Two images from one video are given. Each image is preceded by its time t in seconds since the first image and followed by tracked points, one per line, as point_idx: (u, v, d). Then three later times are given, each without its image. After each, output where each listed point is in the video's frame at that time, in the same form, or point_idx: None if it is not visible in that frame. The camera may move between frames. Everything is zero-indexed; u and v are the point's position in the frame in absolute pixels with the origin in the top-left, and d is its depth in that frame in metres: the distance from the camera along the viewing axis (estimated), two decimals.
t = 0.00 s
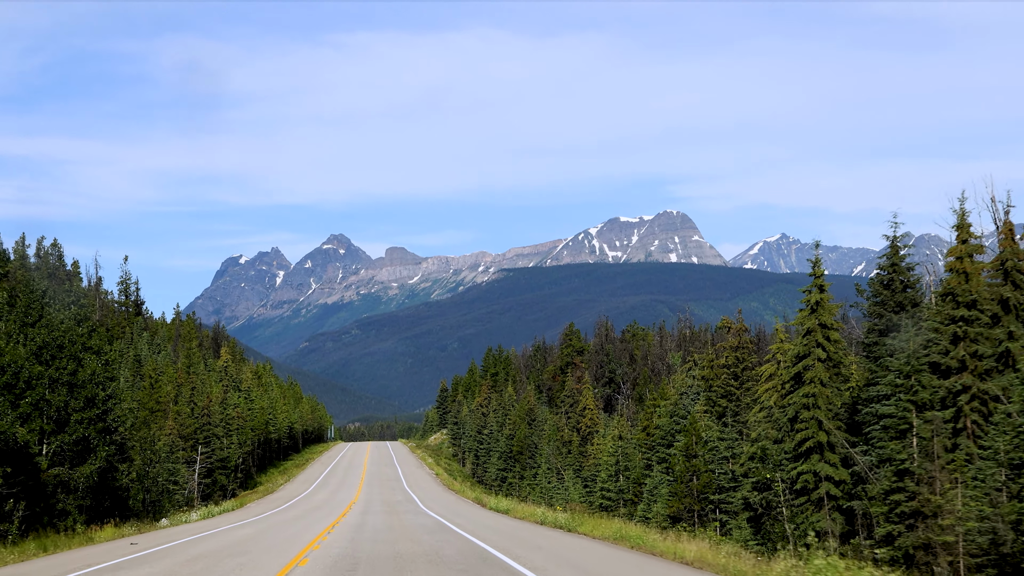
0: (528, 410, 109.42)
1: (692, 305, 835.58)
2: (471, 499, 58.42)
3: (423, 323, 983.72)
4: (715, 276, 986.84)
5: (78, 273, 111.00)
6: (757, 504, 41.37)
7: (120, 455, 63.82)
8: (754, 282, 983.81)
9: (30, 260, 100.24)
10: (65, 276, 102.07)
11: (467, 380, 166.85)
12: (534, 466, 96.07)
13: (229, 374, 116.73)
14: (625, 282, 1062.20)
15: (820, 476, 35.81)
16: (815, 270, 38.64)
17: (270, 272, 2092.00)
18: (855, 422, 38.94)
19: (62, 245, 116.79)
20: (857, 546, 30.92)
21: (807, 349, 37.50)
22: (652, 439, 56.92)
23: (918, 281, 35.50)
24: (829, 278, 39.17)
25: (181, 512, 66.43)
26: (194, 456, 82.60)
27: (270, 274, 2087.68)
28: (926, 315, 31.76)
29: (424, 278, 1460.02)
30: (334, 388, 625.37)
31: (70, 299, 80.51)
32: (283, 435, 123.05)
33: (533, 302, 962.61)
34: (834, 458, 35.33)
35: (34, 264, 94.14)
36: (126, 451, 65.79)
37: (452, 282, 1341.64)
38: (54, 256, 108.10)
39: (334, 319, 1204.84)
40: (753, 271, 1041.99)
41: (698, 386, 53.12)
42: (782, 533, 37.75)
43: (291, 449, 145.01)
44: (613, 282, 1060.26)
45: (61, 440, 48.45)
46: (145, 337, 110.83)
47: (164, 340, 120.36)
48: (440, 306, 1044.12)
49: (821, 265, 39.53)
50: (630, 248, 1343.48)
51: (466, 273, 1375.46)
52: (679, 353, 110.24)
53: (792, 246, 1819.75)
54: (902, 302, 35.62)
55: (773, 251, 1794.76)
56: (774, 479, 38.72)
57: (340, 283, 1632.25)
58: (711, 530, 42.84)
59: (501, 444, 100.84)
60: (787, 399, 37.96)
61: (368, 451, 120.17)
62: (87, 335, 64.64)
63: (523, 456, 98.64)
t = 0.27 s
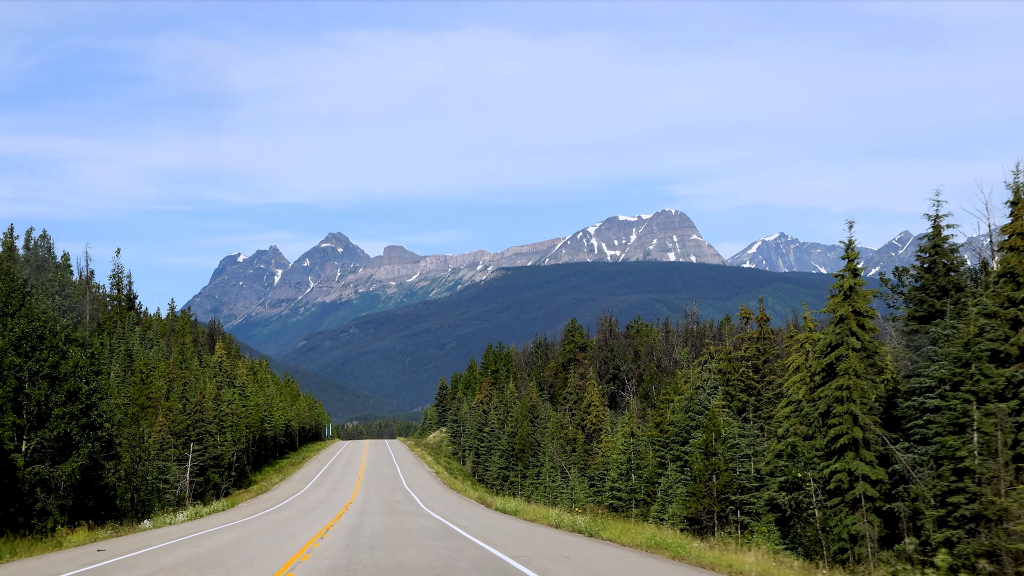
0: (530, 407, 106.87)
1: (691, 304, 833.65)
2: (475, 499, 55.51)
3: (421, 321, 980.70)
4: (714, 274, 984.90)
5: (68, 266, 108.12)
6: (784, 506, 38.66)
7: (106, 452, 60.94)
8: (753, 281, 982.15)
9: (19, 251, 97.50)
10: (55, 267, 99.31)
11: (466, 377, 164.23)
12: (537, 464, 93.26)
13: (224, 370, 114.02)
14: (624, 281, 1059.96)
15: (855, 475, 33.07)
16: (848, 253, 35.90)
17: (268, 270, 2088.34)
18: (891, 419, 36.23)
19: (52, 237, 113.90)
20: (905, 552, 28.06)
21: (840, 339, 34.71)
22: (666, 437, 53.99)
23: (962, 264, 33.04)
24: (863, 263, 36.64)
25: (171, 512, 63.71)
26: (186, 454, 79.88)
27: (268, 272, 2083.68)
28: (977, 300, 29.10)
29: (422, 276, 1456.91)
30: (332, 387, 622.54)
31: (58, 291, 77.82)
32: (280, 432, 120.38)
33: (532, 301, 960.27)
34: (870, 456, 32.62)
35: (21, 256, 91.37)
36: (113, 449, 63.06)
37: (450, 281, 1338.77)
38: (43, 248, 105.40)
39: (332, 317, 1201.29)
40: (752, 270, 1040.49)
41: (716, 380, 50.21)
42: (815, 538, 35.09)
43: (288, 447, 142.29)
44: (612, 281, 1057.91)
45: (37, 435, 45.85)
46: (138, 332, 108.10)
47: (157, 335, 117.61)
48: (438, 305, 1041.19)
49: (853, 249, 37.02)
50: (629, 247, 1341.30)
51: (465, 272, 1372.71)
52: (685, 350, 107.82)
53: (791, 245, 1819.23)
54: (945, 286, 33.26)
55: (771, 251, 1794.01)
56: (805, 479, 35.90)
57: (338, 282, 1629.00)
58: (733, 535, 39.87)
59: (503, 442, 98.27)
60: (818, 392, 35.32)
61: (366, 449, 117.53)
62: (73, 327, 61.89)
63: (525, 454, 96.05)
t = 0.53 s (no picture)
0: (532, 405, 104.11)
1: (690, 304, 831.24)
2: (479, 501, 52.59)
3: (419, 321, 977.47)
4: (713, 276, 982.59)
5: (57, 260, 105.10)
6: (814, 510, 35.93)
7: (91, 451, 57.86)
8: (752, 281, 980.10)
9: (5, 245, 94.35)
10: (44, 261, 96.22)
11: (466, 376, 161.37)
12: (540, 464, 90.26)
13: (217, 368, 111.00)
14: (623, 281, 1057.36)
15: (896, 476, 30.41)
16: (887, 235, 33.19)
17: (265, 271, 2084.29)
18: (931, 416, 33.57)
19: (39, 230, 110.68)
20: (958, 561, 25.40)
21: (879, 329, 32.07)
22: (680, 435, 51.11)
23: (1014, 248, 30.46)
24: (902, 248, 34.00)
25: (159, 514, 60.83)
26: (176, 453, 76.89)
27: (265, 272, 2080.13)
28: None
29: (420, 277, 1453.65)
30: (330, 388, 618.77)
31: (44, 284, 74.88)
32: (275, 432, 117.37)
33: (530, 302, 957.13)
34: (913, 455, 29.92)
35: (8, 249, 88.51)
36: (99, 449, 60.17)
37: (448, 281, 1335.11)
38: (32, 241, 102.43)
39: (329, 317, 1197.20)
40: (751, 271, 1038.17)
41: (734, 375, 47.31)
42: (851, 544, 32.38)
43: (283, 447, 139.20)
44: (611, 282, 1055.14)
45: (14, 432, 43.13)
46: (129, 328, 105.19)
47: (149, 332, 114.59)
48: (436, 305, 1038.03)
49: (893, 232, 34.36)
50: (627, 247, 1339.37)
51: (463, 272, 1369.75)
52: (691, 348, 105.10)
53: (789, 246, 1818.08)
54: (996, 270, 30.62)
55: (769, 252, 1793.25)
56: (840, 480, 33.18)
57: (335, 282, 1624.61)
58: (758, 540, 37.10)
59: (505, 442, 95.51)
60: (853, 386, 32.70)
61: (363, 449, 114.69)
62: (55, 320, 58.94)
63: (527, 455, 93.38)
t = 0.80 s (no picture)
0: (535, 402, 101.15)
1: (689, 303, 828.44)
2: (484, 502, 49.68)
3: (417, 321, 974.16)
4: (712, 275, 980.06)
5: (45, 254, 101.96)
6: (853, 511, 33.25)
7: (74, 449, 54.91)
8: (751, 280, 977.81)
9: None
10: (30, 254, 93.12)
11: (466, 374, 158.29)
12: (543, 464, 87.28)
13: (210, 364, 107.96)
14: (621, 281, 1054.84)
15: (945, 476, 27.60)
16: (934, 212, 30.38)
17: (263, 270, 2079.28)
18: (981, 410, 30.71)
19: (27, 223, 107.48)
20: None
21: (927, 315, 29.21)
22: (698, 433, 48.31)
23: None
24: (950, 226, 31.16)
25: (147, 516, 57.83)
26: (166, 453, 73.86)
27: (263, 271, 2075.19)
28: None
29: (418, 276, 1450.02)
30: (327, 388, 615.37)
31: (28, 276, 71.87)
32: (270, 431, 114.31)
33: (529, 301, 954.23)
34: (965, 453, 27.06)
35: None
36: (83, 447, 57.14)
37: (446, 280, 1331.66)
38: (19, 234, 99.48)
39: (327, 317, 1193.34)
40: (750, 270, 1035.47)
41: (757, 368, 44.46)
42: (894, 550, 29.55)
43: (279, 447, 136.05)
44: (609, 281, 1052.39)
45: None
46: (119, 324, 102.13)
47: (140, 328, 111.42)
48: (434, 304, 1034.85)
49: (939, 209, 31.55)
50: (625, 246, 1336.63)
51: (461, 272, 1366.23)
52: (698, 344, 102.14)
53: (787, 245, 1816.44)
54: None
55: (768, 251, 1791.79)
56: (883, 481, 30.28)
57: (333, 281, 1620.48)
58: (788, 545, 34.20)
59: (507, 440, 92.55)
60: (897, 377, 29.91)
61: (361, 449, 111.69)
62: (36, 312, 55.89)
63: (530, 454, 90.42)
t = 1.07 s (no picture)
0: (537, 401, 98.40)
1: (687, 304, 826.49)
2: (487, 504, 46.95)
3: (414, 322, 970.58)
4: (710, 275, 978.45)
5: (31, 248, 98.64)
6: (896, 515, 30.51)
7: (55, 449, 51.89)
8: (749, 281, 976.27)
9: None
10: (15, 248, 89.82)
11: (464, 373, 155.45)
12: (545, 464, 84.56)
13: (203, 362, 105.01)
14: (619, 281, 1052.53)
15: (1004, 476, 24.90)
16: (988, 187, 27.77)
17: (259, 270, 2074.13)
18: None
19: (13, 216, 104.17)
20: None
21: (982, 297, 26.55)
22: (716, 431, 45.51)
23: None
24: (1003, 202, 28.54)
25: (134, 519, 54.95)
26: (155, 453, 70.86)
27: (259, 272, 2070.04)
28: None
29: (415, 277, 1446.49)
30: (324, 389, 611.48)
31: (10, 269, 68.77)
32: (265, 431, 111.39)
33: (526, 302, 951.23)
34: None
35: None
36: (66, 447, 54.15)
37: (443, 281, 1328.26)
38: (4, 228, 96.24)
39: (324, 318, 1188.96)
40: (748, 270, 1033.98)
41: (781, 362, 41.74)
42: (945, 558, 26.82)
43: (274, 448, 133.04)
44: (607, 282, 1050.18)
45: None
46: (108, 320, 98.98)
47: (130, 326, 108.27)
48: (431, 305, 1031.64)
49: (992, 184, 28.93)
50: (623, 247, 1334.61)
51: (458, 272, 1362.85)
52: (704, 341, 99.45)
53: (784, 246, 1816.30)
54: None
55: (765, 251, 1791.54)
56: (933, 482, 27.54)
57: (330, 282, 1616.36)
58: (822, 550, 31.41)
59: (508, 440, 89.77)
60: (949, 366, 27.28)
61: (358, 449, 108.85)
62: (15, 304, 52.77)
63: (532, 454, 87.63)
